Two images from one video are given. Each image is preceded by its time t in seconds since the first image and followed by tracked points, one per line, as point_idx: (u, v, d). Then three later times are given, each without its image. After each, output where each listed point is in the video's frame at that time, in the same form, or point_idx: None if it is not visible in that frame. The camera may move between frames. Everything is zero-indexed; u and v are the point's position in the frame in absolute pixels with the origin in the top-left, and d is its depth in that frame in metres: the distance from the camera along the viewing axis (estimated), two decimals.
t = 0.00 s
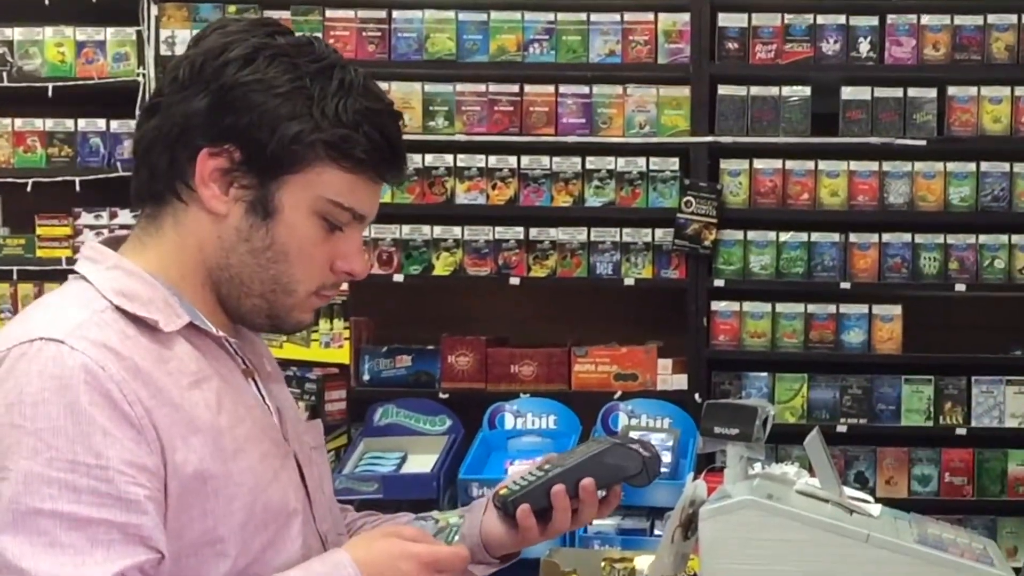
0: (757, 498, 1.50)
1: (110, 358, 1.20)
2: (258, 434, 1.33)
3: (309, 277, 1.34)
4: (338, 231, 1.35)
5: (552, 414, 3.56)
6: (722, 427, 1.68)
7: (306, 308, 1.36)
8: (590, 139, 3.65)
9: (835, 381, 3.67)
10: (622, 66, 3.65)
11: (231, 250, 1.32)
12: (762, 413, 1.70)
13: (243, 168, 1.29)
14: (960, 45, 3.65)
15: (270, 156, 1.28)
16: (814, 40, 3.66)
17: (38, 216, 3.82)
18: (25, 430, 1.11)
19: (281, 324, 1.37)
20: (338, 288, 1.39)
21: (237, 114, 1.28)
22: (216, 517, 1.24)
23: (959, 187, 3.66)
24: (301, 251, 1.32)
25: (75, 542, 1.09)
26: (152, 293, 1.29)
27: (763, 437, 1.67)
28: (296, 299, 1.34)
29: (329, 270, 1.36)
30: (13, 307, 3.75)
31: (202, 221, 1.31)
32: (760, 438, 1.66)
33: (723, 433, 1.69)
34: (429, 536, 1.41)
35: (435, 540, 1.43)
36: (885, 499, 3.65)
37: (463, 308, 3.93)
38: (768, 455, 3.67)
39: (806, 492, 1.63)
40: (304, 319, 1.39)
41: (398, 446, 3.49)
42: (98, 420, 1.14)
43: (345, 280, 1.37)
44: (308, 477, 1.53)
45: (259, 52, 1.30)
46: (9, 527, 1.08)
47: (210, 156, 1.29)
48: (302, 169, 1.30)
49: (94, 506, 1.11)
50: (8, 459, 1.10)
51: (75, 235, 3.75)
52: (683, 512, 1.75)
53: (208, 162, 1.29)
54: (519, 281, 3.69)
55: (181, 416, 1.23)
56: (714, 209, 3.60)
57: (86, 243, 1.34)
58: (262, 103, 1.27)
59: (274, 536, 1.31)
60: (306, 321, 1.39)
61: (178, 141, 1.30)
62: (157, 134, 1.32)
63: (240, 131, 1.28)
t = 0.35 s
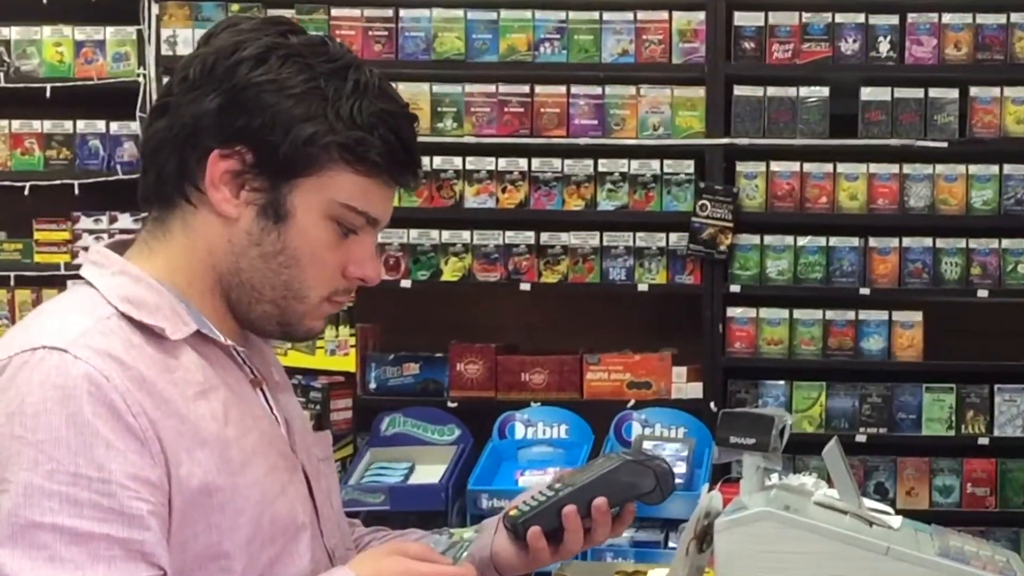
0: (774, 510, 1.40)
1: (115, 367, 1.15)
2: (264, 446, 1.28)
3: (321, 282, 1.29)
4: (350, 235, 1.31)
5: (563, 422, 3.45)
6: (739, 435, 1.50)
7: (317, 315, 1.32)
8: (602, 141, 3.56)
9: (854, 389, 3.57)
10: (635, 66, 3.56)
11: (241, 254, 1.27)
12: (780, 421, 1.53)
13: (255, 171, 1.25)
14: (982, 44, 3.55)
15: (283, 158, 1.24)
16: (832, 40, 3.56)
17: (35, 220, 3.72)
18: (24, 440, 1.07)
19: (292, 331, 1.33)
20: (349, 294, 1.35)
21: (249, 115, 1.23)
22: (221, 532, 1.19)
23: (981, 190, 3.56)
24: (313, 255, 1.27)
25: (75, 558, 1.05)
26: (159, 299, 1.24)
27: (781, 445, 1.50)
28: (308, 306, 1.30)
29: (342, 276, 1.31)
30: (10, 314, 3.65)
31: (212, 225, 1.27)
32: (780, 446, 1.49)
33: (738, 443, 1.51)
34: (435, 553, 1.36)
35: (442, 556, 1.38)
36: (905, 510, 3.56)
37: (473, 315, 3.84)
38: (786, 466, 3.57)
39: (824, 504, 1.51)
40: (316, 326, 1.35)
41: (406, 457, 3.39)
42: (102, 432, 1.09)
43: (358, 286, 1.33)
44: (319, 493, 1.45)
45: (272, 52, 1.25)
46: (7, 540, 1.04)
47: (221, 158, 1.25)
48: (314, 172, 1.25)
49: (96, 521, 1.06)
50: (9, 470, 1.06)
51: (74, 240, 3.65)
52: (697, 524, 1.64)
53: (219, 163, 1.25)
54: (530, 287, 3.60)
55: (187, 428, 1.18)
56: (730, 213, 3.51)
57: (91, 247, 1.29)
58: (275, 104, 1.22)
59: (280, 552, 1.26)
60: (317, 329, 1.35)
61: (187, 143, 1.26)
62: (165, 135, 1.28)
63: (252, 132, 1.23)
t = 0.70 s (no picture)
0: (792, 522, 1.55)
1: (124, 373, 1.06)
2: (277, 457, 1.19)
3: (336, 287, 1.20)
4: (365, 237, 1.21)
5: (576, 432, 3.36)
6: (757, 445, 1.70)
7: (333, 321, 1.21)
8: (615, 143, 3.46)
9: (874, 398, 3.47)
10: (649, 66, 3.46)
11: (254, 257, 1.18)
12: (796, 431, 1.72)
13: (269, 170, 1.15)
14: (1007, 43, 3.44)
15: (298, 157, 1.15)
16: (852, 39, 3.47)
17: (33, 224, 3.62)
18: (29, 446, 0.99)
19: (308, 336, 1.22)
20: (365, 300, 1.25)
21: (262, 113, 1.14)
22: (233, 548, 1.10)
23: (1005, 193, 3.45)
24: (328, 258, 1.18)
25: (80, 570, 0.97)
26: (169, 305, 1.15)
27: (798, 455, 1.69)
28: (323, 313, 1.20)
29: (358, 280, 1.21)
30: (8, 320, 3.55)
31: (223, 227, 1.18)
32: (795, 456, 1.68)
33: (754, 453, 1.71)
34: None
35: None
36: (926, 522, 3.47)
37: (483, 322, 3.75)
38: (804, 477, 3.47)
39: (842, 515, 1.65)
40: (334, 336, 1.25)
41: (413, 467, 3.30)
42: (111, 440, 1.01)
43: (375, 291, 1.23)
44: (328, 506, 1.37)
45: (284, 49, 1.16)
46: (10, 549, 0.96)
47: (233, 157, 1.16)
48: (328, 171, 1.16)
49: (104, 531, 0.98)
50: (12, 477, 0.98)
51: (71, 244, 3.56)
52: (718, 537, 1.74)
53: (231, 163, 1.16)
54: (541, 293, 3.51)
55: (199, 437, 1.10)
56: (746, 216, 3.42)
57: (100, 252, 1.20)
58: (289, 102, 1.13)
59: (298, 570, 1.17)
60: (334, 333, 1.24)
61: (197, 144, 1.17)
62: (173, 136, 1.19)
63: (265, 130, 1.14)
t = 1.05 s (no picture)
0: (807, 538, 1.76)
1: (136, 379, 1.12)
2: (292, 468, 1.24)
3: (355, 289, 1.25)
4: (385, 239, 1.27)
5: (589, 443, 3.29)
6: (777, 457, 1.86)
7: (349, 325, 1.27)
8: (630, 145, 3.37)
9: (896, 408, 3.38)
10: (665, 66, 3.36)
11: (270, 260, 1.23)
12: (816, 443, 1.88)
13: (284, 170, 1.21)
14: None
15: (315, 157, 1.20)
16: (873, 39, 3.37)
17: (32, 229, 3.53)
18: (39, 454, 1.04)
19: (322, 342, 1.27)
20: (383, 301, 1.30)
21: (279, 112, 1.19)
22: (242, 556, 1.15)
23: None
24: (347, 260, 1.23)
25: None
26: (183, 311, 1.20)
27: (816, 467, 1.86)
28: (341, 315, 1.25)
29: (376, 282, 1.27)
30: (5, 327, 3.46)
31: (239, 229, 1.23)
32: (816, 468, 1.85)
33: (774, 464, 1.87)
34: None
35: None
36: (948, 535, 3.38)
37: (493, 329, 3.66)
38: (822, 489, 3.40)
39: (861, 528, 1.80)
40: (350, 340, 1.29)
41: (422, 479, 3.21)
42: (120, 447, 1.07)
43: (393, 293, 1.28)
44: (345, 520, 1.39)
45: (300, 46, 1.21)
46: (20, 556, 1.01)
47: (249, 157, 1.21)
48: (346, 173, 1.22)
49: (112, 540, 1.03)
50: (22, 485, 1.04)
51: (71, 249, 3.46)
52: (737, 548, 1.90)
53: (247, 164, 1.21)
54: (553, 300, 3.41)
55: (208, 445, 1.15)
56: (765, 221, 3.32)
57: (114, 257, 1.25)
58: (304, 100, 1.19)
59: None
60: (350, 341, 1.29)
61: (214, 143, 1.22)
62: (186, 136, 1.25)
63: (282, 128, 1.20)
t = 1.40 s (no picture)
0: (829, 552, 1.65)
1: (145, 384, 1.06)
2: (307, 477, 1.16)
3: (369, 280, 1.19)
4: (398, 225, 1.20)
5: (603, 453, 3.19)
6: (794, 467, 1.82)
7: (364, 320, 1.21)
8: (644, 147, 3.27)
9: (918, 416, 3.28)
10: (681, 66, 3.27)
11: (280, 258, 1.17)
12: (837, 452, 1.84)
13: (289, 162, 1.15)
14: None
15: (319, 147, 1.14)
16: (894, 37, 3.27)
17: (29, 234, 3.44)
18: (46, 462, 0.99)
19: (340, 341, 1.21)
20: (399, 292, 1.24)
21: (277, 104, 1.13)
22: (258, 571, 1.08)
23: None
24: (360, 251, 1.17)
25: None
26: (193, 315, 1.14)
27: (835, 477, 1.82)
28: (357, 309, 1.19)
29: (392, 272, 1.21)
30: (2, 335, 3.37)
31: (248, 228, 1.17)
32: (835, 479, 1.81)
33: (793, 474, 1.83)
34: None
35: None
36: (972, 547, 3.28)
37: (502, 334, 3.56)
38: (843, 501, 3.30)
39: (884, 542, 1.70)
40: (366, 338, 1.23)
41: (430, 490, 3.11)
42: (130, 454, 1.01)
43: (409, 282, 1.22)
44: (359, 531, 1.30)
45: (292, 35, 1.15)
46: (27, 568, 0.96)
47: (252, 153, 1.15)
48: (352, 159, 1.16)
49: (124, 550, 0.97)
50: (29, 494, 0.98)
51: (69, 254, 3.36)
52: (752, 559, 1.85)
53: (251, 159, 1.15)
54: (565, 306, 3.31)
55: (220, 452, 1.08)
56: (782, 224, 3.22)
57: (121, 260, 1.19)
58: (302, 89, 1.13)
59: None
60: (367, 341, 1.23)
61: (215, 142, 1.17)
62: (186, 137, 1.19)
63: (284, 120, 1.14)
